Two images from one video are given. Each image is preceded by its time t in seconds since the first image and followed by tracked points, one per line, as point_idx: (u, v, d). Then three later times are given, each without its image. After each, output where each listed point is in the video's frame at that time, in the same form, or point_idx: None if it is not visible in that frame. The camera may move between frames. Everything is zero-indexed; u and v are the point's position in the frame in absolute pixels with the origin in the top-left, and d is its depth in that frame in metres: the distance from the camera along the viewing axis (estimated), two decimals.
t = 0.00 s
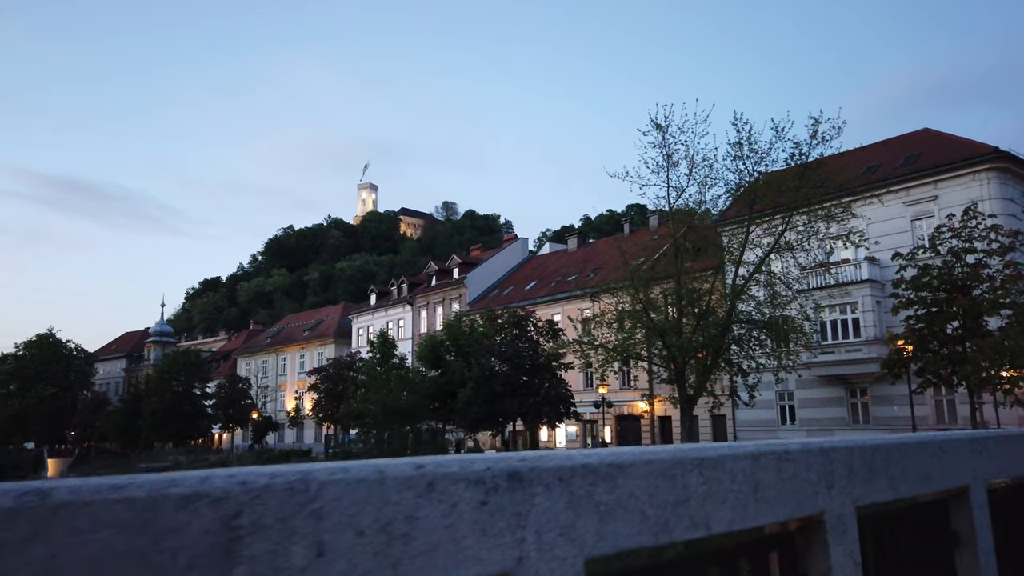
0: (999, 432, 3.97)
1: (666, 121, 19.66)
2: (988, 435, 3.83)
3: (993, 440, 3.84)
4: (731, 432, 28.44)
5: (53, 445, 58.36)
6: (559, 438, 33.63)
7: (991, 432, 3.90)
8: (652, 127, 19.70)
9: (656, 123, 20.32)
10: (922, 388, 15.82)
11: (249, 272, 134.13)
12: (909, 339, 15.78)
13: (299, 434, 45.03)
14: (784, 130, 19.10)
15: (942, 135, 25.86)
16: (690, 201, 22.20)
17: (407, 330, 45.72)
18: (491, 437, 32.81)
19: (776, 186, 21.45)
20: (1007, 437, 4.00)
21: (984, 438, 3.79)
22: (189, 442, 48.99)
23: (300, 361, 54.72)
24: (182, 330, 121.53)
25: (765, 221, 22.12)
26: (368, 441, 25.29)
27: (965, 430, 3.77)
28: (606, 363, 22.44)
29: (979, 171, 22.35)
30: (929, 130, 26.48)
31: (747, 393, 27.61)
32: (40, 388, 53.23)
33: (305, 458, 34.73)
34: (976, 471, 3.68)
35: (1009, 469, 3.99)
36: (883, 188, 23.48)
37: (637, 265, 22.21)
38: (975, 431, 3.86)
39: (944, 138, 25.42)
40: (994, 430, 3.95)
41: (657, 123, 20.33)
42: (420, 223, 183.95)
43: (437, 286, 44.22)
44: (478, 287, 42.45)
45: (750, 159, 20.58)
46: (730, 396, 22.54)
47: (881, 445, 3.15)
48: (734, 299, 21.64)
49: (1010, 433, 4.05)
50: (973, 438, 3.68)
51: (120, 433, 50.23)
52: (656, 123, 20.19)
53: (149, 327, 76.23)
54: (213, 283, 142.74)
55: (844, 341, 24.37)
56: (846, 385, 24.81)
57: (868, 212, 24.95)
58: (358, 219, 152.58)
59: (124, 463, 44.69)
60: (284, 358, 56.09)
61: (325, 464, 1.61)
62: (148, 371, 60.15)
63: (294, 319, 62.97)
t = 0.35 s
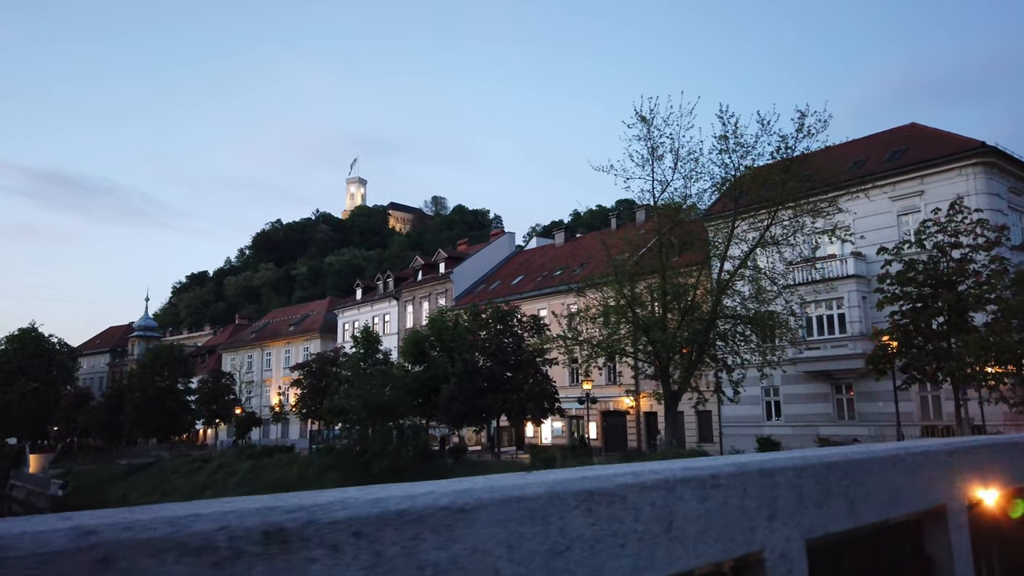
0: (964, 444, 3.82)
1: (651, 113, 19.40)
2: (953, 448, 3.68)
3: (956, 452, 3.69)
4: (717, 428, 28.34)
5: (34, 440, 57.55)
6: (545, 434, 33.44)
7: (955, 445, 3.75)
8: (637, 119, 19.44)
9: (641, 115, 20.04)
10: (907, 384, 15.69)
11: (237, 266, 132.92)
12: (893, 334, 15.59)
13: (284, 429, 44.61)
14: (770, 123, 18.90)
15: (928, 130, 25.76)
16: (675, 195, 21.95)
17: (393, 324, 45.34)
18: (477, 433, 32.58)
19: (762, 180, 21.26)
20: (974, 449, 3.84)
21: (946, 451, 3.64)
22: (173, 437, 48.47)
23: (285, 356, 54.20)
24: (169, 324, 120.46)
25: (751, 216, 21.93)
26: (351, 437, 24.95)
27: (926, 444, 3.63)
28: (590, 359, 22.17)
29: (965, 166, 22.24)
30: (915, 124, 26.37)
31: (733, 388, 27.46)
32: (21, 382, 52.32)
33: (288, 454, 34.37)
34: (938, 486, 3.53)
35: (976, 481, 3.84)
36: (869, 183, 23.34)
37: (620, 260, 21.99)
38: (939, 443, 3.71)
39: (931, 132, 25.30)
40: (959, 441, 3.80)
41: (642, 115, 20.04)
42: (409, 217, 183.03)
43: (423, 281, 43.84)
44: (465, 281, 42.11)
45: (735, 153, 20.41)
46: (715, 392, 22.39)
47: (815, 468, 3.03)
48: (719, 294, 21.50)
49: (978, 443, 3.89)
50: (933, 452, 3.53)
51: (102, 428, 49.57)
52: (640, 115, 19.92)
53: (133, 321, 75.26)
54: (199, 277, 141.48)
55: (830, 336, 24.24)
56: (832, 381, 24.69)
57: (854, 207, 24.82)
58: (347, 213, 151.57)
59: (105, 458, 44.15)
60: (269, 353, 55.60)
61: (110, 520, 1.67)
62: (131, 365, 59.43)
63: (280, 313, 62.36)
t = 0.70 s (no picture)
0: (942, 461, 3.54)
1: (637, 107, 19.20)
2: (931, 466, 3.39)
3: (933, 472, 3.40)
4: (704, 426, 28.16)
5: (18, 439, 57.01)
6: (532, 432, 33.21)
7: (932, 462, 3.46)
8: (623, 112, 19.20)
9: (627, 109, 19.77)
10: (893, 382, 15.48)
11: (225, 263, 132.15)
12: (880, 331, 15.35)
13: (270, 426, 44.22)
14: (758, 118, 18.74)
15: (917, 126, 25.61)
16: (662, 191, 21.69)
17: (380, 321, 44.99)
18: (463, 431, 32.32)
19: (748, 176, 21.09)
20: (954, 466, 3.55)
21: (924, 471, 3.35)
22: (158, 435, 48.00)
23: (272, 353, 53.77)
24: (157, 322, 119.62)
25: (738, 212, 21.71)
26: (334, 435, 24.60)
27: (902, 463, 3.33)
28: (575, 357, 21.88)
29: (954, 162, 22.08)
30: (904, 120, 26.22)
31: (719, 386, 27.29)
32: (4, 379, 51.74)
33: (273, 452, 34.00)
34: (915, 509, 3.24)
35: (955, 502, 3.56)
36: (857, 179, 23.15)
37: (607, 257, 21.72)
38: (916, 461, 3.42)
39: (919, 128, 25.14)
40: (936, 458, 3.51)
41: (628, 109, 19.78)
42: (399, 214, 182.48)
43: (410, 278, 43.51)
44: (452, 278, 41.76)
45: (721, 148, 20.20)
46: (701, 390, 22.17)
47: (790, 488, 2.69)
48: (706, 291, 21.24)
49: (956, 460, 3.61)
50: (911, 473, 3.23)
51: (86, 426, 49.05)
52: (626, 109, 19.65)
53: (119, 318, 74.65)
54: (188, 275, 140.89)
55: (817, 334, 24.07)
56: (819, 378, 24.52)
57: (841, 204, 24.65)
58: (337, 210, 151.01)
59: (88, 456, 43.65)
60: (256, 350, 55.18)
61: None
62: (116, 363, 58.89)
63: (266, 311, 61.91)
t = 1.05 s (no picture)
0: (894, 472, 3.25)
1: (625, 101, 18.96)
2: (878, 479, 3.10)
3: (883, 487, 3.10)
4: (695, 424, 27.94)
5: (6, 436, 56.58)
6: (522, 430, 32.96)
7: (881, 474, 3.17)
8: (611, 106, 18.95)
9: (615, 103, 19.51)
10: (882, 381, 15.24)
11: (219, 260, 131.39)
12: (869, 329, 15.09)
13: (259, 424, 43.85)
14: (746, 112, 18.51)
15: (908, 121, 25.41)
16: (651, 187, 21.42)
17: (371, 319, 44.65)
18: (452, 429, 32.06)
19: (738, 172, 20.88)
20: (907, 479, 3.25)
21: (871, 485, 3.05)
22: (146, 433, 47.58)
23: (262, 351, 53.39)
24: (149, 318, 118.98)
25: (727, 208, 21.50)
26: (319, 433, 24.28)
27: (845, 476, 3.05)
28: (562, 354, 21.63)
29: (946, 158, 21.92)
30: (896, 116, 26.03)
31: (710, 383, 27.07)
32: None
33: (261, 450, 33.70)
34: (859, 531, 2.94)
35: (910, 519, 3.25)
36: (847, 175, 22.96)
37: (594, 254, 21.44)
38: (862, 473, 3.13)
39: (910, 124, 24.98)
40: (884, 471, 3.21)
41: (616, 104, 19.52)
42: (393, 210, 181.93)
43: (401, 274, 43.17)
44: (443, 275, 41.44)
45: (710, 144, 19.98)
46: (689, 388, 21.98)
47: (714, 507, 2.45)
48: (694, 288, 21.01)
49: (910, 471, 3.31)
50: (854, 488, 2.94)
51: (73, 424, 48.59)
52: (614, 103, 19.40)
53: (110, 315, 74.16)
54: (182, 272, 140.43)
55: (807, 331, 23.88)
56: (809, 376, 24.33)
57: (831, 199, 24.47)
58: (331, 207, 150.46)
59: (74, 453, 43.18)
60: (246, 348, 54.78)
61: None
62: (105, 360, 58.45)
63: (257, 308, 61.52)
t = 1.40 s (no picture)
0: (850, 479, 2.97)
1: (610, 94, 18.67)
2: (833, 488, 2.81)
3: (841, 498, 2.82)
4: (683, 422, 27.76)
5: None
6: (511, 428, 32.77)
7: (841, 484, 2.88)
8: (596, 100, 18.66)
9: (601, 97, 19.21)
10: (869, 379, 15.06)
11: (210, 257, 130.68)
12: (855, 325, 14.92)
13: (247, 422, 43.52)
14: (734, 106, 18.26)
15: (898, 117, 25.28)
16: (639, 182, 21.14)
17: (360, 316, 44.34)
18: (440, 426, 31.84)
19: (726, 167, 20.68)
20: (870, 490, 2.96)
21: (826, 496, 2.77)
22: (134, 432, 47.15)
23: (251, 348, 53.03)
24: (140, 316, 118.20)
25: (715, 204, 21.30)
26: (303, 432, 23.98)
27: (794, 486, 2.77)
28: (548, 352, 21.39)
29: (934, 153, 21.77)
30: (885, 111, 25.89)
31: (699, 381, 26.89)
32: None
33: (247, 448, 33.38)
34: (806, 550, 2.66)
35: (872, 534, 2.96)
36: (836, 170, 22.79)
37: (581, 251, 21.20)
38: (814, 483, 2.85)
39: (900, 119, 24.84)
40: (845, 480, 2.92)
41: (602, 97, 19.22)
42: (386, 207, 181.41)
43: (390, 271, 42.87)
44: (432, 272, 41.15)
45: (698, 138, 19.77)
46: (676, 385, 21.79)
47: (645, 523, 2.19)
48: (682, 285, 20.80)
49: (874, 480, 3.01)
50: (802, 500, 2.67)
51: (59, 422, 48.07)
52: (600, 97, 19.10)
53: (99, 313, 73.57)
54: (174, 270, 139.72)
55: (795, 328, 23.71)
56: (798, 373, 24.17)
57: (820, 195, 24.30)
58: (324, 204, 149.87)
59: (59, 451, 42.70)
60: (235, 345, 54.39)
61: None
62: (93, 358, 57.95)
63: (247, 305, 61.12)
